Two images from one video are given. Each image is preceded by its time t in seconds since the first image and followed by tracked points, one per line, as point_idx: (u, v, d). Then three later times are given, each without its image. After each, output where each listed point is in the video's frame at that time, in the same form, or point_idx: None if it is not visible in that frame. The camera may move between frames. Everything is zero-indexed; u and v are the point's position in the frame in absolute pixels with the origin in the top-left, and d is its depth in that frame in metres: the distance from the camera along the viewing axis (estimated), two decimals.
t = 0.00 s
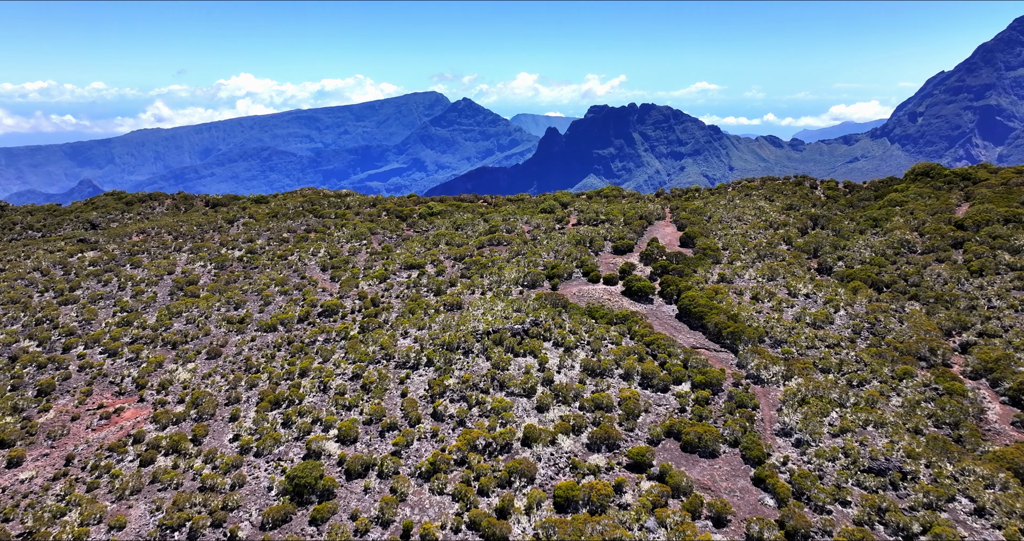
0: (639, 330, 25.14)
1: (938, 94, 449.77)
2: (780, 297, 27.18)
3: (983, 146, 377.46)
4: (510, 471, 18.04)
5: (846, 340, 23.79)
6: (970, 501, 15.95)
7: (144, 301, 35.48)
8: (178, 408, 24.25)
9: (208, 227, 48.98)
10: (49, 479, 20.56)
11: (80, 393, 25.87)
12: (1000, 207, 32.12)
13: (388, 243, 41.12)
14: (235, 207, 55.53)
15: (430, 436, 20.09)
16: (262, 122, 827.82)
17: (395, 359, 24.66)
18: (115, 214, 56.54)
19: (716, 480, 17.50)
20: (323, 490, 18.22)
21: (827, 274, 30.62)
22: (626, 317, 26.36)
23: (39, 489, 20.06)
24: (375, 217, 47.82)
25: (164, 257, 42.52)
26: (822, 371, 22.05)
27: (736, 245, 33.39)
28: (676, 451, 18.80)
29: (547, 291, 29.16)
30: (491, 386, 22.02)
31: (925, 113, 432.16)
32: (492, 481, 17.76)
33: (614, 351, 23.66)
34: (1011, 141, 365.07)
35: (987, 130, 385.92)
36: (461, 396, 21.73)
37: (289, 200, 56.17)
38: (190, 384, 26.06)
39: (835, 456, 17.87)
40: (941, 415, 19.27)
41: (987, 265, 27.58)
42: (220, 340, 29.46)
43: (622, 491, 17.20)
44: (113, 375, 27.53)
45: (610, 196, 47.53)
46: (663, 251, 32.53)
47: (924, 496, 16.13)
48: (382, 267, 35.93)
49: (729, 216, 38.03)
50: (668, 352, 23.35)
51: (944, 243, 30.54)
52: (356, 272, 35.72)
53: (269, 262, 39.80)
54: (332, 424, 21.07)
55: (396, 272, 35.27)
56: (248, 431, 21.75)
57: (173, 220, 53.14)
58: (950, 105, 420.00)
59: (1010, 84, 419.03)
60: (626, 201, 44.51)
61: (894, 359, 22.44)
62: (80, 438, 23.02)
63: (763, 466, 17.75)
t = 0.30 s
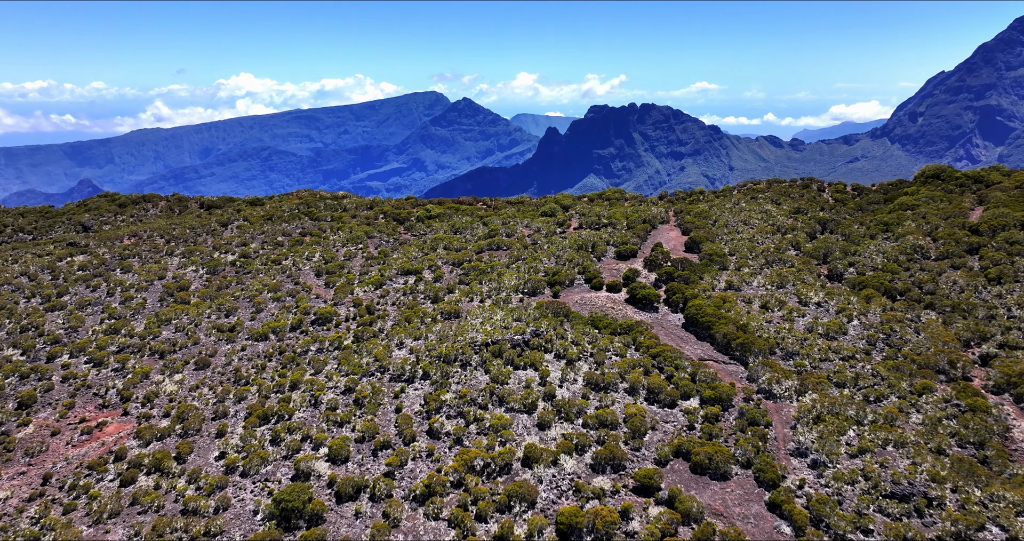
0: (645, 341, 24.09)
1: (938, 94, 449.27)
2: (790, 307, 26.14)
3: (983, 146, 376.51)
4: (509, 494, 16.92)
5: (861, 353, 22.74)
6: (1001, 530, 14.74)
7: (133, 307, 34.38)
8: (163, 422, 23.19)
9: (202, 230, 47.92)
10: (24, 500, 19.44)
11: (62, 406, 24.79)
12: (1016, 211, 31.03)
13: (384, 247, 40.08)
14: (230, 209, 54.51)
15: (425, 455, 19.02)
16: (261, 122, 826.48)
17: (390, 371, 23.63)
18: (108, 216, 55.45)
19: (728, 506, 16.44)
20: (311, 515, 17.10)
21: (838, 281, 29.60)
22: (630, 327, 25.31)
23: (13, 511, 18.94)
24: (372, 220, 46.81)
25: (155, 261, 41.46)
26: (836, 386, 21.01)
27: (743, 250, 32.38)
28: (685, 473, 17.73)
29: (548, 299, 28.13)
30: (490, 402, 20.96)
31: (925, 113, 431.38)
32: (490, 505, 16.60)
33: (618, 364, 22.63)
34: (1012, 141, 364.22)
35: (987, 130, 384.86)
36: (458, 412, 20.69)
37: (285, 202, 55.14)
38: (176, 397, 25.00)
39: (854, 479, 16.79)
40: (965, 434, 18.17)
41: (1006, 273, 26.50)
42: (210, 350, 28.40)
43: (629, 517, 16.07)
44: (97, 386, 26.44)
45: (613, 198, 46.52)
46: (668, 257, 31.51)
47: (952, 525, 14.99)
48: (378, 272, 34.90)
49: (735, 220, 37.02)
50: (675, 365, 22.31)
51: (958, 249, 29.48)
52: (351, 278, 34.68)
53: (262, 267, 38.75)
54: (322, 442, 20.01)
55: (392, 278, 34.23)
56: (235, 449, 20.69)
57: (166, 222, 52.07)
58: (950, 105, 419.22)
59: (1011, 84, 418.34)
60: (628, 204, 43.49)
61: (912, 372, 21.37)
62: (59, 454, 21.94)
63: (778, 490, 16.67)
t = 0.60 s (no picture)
0: (651, 353, 23.01)
1: (937, 94, 448.87)
2: (802, 316, 25.07)
3: (983, 146, 375.29)
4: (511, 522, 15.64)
5: (878, 367, 21.65)
6: None
7: (120, 315, 33.25)
8: (147, 439, 22.10)
9: (195, 233, 46.85)
10: None
11: (42, 421, 23.65)
12: None
13: (380, 252, 39.04)
14: (224, 212, 53.44)
15: (420, 478, 17.91)
16: (261, 122, 825.46)
17: (384, 385, 22.56)
18: (100, 219, 54.35)
19: (743, 535, 15.33)
20: None
21: (850, 289, 28.54)
22: (636, 337, 24.24)
23: None
24: (368, 224, 45.79)
25: (146, 266, 40.36)
26: (854, 402, 19.92)
27: (751, 256, 31.34)
28: (697, 499, 16.63)
29: (550, 308, 27.08)
30: (489, 420, 19.89)
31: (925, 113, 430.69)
32: (488, 533, 15.37)
33: (623, 378, 21.57)
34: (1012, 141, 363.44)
35: (987, 130, 383.58)
36: (455, 430, 19.62)
37: (280, 205, 54.09)
38: (162, 411, 23.91)
39: (876, 506, 15.67)
40: (992, 455, 16.93)
41: None
42: (198, 361, 27.31)
43: None
44: (79, 399, 25.29)
45: (615, 201, 45.49)
46: (673, 263, 30.46)
47: None
48: (373, 278, 33.85)
49: (741, 224, 35.98)
50: (683, 380, 21.25)
51: (975, 255, 28.34)
52: (346, 284, 33.64)
53: (255, 272, 37.69)
54: (311, 463, 18.91)
55: (388, 284, 33.18)
56: (220, 469, 19.58)
57: (159, 225, 51.00)
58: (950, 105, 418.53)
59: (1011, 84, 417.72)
60: (631, 208, 42.45)
61: (934, 388, 20.23)
62: (36, 473, 20.79)
63: (797, 517, 15.54)
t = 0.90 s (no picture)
0: (658, 367, 21.93)
1: (937, 94, 448.34)
2: (815, 327, 23.98)
3: (984, 146, 373.90)
4: None
5: (897, 382, 20.54)
6: None
7: (107, 322, 32.10)
8: (128, 458, 20.97)
9: (187, 237, 45.74)
10: None
11: (19, 437, 22.47)
12: None
13: (377, 256, 37.98)
14: (218, 215, 52.37)
15: (414, 503, 16.78)
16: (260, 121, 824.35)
17: (378, 400, 21.49)
18: (91, 222, 53.26)
19: None
20: None
21: (863, 297, 27.44)
22: (642, 349, 23.17)
23: None
24: (365, 227, 44.74)
25: (136, 271, 39.27)
26: (874, 421, 18.80)
27: (759, 263, 30.26)
28: (711, 528, 15.47)
29: (551, 318, 26.01)
30: (488, 440, 18.79)
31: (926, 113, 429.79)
32: None
33: (630, 394, 20.49)
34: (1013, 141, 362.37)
35: (988, 130, 382.15)
36: (452, 450, 18.52)
37: (275, 207, 53.02)
38: (145, 427, 22.80)
39: (904, 538, 14.51)
40: None
41: None
42: (186, 372, 26.20)
43: None
44: (60, 413, 24.14)
45: (617, 204, 44.43)
46: (679, 270, 29.39)
47: None
48: (369, 285, 32.75)
49: (748, 229, 34.92)
50: (692, 396, 20.16)
51: (994, 261, 27.15)
52: (341, 291, 32.58)
53: (248, 278, 36.59)
54: (299, 486, 17.79)
55: (384, 291, 32.13)
56: (203, 492, 18.43)
57: (151, 228, 49.91)
58: (951, 105, 417.64)
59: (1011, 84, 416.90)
60: (634, 211, 41.41)
61: (958, 405, 19.05)
62: (9, 494, 19.61)
63: None
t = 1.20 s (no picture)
0: (666, 383, 20.80)
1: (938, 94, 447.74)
2: (830, 340, 22.85)
3: (984, 146, 372.90)
4: None
5: (920, 400, 19.37)
6: None
7: (91, 330, 30.87)
8: (106, 480, 19.78)
9: (179, 241, 44.56)
10: None
11: None
12: None
13: (372, 262, 36.85)
14: (211, 217, 51.20)
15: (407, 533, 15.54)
16: (260, 121, 823.30)
17: (371, 418, 20.36)
18: (81, 224, 52.04)
19: None
20: None
21: (878, 306, 26.27)
22: (649, 363, 22.04)
23: None
24: (361, 231, 43.61)
25: (124, 277, 38.09)
26: (897, 444, 17.63)
27: (769, 270, 29.11)
28: None
29: (553, 329, 24.87)
30: (487, 463, 17.62)
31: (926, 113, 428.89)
32: None
33: (636, 412, 19.36)
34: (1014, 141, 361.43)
35: (989, 130, 380.63)
36: (448, 475, 17.38)
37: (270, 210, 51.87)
38: (126, 445, 21.60)
39: None
40: None
41: None
42: (171, 386, 25.03)
43: None
44: (36, 429, 22.88)
45: (620, 207, 43.29)
46: (686, 278, 28.28)
47: None
48: (363, 292, 31.60)
49: (756, 233, 33.81)
50: (703, 415, 19.01)
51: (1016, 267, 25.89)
52: (334, 298, 31.44)
53: (239, 284, 35.42)
54: (284, 514, 16.60)
55: (380, 299, 31.01)
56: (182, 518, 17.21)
57: (142, 231, 48.72)
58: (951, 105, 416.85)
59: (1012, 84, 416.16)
60: (637, 215, 40.28)
61: (988, 425, 17.79)
62: None
63: None
